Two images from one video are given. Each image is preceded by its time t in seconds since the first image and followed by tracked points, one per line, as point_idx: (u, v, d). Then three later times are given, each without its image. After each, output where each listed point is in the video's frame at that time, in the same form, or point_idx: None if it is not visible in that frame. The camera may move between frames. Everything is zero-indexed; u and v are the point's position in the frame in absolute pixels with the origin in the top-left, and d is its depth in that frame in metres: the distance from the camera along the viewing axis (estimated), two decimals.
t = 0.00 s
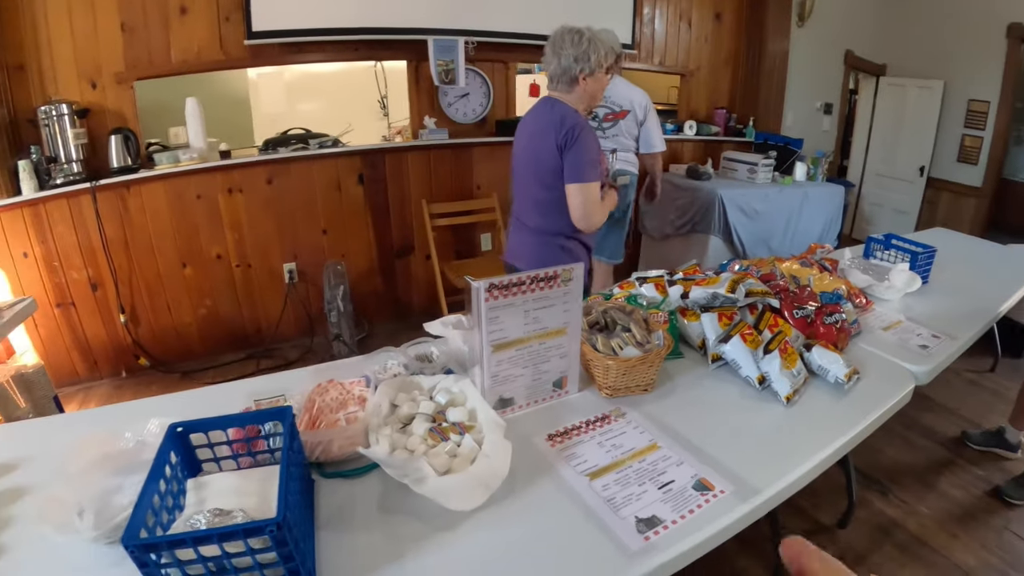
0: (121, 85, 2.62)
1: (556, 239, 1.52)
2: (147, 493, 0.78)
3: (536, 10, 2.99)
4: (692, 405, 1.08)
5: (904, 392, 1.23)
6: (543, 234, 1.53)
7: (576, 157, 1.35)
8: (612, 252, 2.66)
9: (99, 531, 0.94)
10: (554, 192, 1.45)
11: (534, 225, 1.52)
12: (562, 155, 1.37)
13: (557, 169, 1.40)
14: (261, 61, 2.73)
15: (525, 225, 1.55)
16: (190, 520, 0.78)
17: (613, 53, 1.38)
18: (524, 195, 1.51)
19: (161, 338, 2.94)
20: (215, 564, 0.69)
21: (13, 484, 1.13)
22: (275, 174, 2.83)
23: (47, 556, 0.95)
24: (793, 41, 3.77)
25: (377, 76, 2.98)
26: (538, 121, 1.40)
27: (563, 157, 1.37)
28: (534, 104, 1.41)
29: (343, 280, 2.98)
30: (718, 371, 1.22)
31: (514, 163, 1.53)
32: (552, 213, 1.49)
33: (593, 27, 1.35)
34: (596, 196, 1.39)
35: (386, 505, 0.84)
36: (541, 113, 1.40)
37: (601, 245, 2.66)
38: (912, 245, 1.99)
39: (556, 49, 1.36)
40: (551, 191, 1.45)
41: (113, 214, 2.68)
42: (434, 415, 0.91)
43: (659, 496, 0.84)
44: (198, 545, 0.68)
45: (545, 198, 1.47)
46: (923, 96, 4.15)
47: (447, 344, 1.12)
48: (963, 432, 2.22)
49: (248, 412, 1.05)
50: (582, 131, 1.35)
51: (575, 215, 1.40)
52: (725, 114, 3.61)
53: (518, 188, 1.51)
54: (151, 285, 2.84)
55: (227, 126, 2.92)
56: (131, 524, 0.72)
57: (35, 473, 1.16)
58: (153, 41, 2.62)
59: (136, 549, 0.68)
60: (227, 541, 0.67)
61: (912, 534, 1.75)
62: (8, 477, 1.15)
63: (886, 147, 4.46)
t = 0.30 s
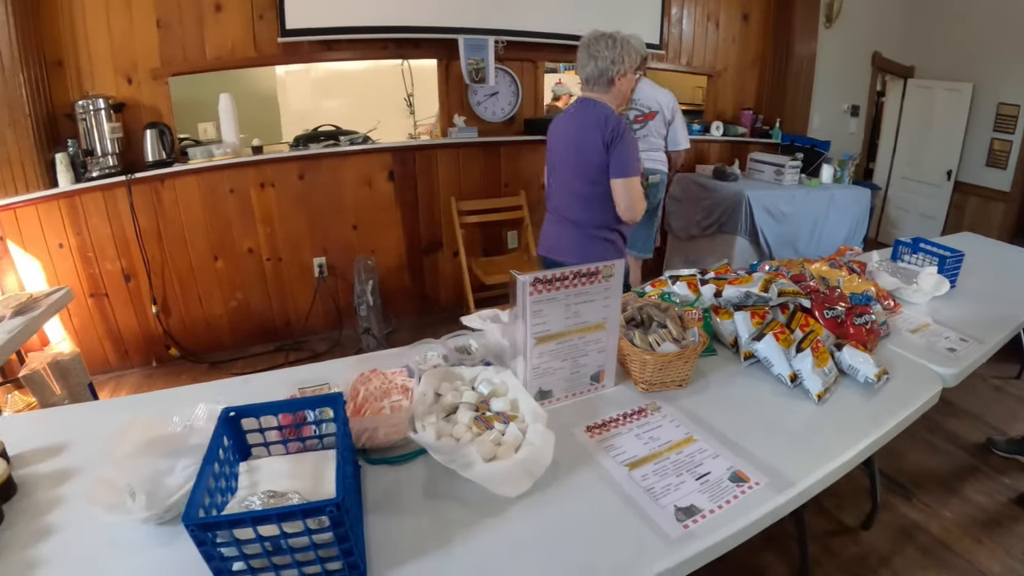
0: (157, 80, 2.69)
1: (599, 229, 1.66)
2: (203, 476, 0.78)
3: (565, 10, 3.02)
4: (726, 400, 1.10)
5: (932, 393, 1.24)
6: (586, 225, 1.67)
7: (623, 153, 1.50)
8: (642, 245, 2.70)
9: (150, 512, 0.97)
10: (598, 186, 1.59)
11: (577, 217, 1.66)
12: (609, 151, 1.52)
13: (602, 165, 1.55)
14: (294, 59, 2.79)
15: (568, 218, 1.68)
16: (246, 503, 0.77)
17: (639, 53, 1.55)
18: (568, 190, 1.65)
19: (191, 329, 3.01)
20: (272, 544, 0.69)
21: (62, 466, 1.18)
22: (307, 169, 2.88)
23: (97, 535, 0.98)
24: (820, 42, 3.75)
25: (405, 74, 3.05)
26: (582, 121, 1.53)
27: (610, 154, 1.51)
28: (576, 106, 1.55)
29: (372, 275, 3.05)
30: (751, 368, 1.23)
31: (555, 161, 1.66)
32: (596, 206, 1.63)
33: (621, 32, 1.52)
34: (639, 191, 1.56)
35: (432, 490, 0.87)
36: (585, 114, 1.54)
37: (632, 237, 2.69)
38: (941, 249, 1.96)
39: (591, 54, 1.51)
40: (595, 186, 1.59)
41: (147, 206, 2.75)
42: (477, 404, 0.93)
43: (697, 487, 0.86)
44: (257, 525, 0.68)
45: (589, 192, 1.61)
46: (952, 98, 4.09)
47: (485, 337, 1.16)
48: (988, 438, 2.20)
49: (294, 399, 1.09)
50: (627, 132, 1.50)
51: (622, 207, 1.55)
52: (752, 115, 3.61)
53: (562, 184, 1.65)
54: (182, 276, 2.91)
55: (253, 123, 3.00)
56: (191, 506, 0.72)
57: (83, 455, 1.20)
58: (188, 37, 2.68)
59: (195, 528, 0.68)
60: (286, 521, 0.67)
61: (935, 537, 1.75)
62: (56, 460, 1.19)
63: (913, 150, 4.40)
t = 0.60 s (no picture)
0: (192, 77, 2.74)
1: (650, 222, 1.87)
2: (253, 465, 0.80)
3: (595, 9, 3.02)
4: (763, 401, 1.10)
5: (971, 396, 1.22)
6: (638, 219, 1.88)
7: (678, 152, 1.72)
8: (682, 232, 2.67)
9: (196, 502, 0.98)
10: (652, 183, 1.80)
11: (631, 212, 1.86)
12: (665, 150, 1.73)
13: (658, 163, 1.75)
14: (325, 56, 2.82)
15: (622, 213, 1.88)
16: (296, 493, 0.79)
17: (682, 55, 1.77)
18: (623, 188, 1.85)
19: (221, 322, 3.07)
20: (322, 534, 0.70)
21: (105, 454, 1.21)
22: (337, 166, 2.92)
23: (141, 522, 1.01)
24: (853, 42, 3.70)
25: (431, 73, 3.06)
26: (639, 124, 1.73)
27: (666, 153, 1.73)
28: (630, 110, 1.75)
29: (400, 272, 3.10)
30: (786, 369, 1.23)
31: (609, 161, 1.86)
32: (648, 201, 1.84)
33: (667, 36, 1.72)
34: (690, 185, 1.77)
35: (474, 484, 0.88)
36: (640, 117, 1.74)
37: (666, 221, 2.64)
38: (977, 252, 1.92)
39: (641, 59, 1.72)
40: (650, 182, 1.79)
41: (181, 200, 2.81)
42: (518, 399, 0.94)
43: (736, 485, 0.86)
44: (309, 515, 0.69)
45: (644, 187, 1.81)
46: (988, 100, 4.00)
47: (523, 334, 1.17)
48: None
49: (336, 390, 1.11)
50: (681, 132, 1.71)
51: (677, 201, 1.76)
52: (781, 115, 3.58)
53: (616, 182, 1.85)
54: (214, 270, 2.97)
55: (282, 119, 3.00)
56: (244, 493, 0.73)
57: (123, 444, 1.24)
58: (223, 35, 2.73)
59: (247, 516, 0.69)
60: (339, 511, 0.68)
61: (968, 545, 1.73)
62: (99, 448, 1.23)
63: (947, 152, 4.32)
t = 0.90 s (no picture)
0: (221, 70, 2.78)
1: (715, 217, 1.95)
2: (290, 457, 0.80)
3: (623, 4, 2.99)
4: (800, 400, 1.07)
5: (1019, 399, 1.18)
6: (705, 214, 1.95)
7: (750, 150, 1.79)
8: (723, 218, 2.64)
9: (231, 492, 0.98)
10: (721, 179, 1.87)
11: (698, 207, 1.93)
12: (738, 148, 1.80)
13: (730, 160, 1.83)
14: (354, 51, 2.84)
15: (688, 209, 1.95)
16: (332, 484, 0.79)
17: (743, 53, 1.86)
18: (691, 185, 1.91)
19: (247, 313, 3.11)
20: (361, 527, 0.70)
21: (138, 441, 1.23)
22: (365, 160, 2.93)
23: (173, 511, 1.02)
24: (888, 37, 3.62)
25: (457, 68, 2.99)
26: (712, 122, 1.80)
27: (739, 150, 1.80)
28: (703, 109, 1.81)
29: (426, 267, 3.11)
30: (823, 368, 1.20)
31: (676, 158, 1.92)
32: (716, 197, 1.91)
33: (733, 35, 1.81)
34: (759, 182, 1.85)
35: (509, 478, 0.88)
36: (713, 115, 1.80)
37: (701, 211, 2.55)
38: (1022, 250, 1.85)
39: (713, 58, 1.79)
40: (720, 179, 1.87)
41: (209, 192, 2.84)
42: (552, 394, 0.94)
43: (774, 484, 0.84)
44: (349, 507, 0.68)
45: (713, 184, 1.88)
46: None
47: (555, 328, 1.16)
48: None
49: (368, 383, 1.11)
50: (753, 131, 1.78)
51: (748, 197, 1.83)
52: (812, 112, 3.52)
53: (685, 179, 1.91)
54: (241, 262, 3.00)
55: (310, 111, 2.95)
56: (282, 484, 0.73)
57: (155, 432, 1.26)
58: (252, 29, 2.76)
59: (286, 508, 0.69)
60: (379, 504, 0.68)
61: (1008, 551, 1.68)
62: (132, 435, 1.25)
63: (985, 150, 4.19)
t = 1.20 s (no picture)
0: (239, 66, 2.80)
1: (764, 218, 1.98)
2: (305, 463, 0.79)
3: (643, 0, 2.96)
4: (825, 410, 1.04)
5: None
6: (754, 214, 1.98)
7: (804, 152, 1.82)
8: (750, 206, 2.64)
9: (244, 497, 0.96)
10: (773, 180, 1.90)
11: (748, 207, 1.97)
12: (792, 149, 1.82)
13: (783, 161, 1.85)
14: (372, 48, 2.83)
15: (738, 209, 1.98)
16: (347, 491, 0.78)
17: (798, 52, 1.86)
18: (742, 185, 1.95)
19: (263, 309, 3.13)
20: (376, 537, 0.69)
21: (153, 440, 1.23)
22: (382, 157, 2.92)
23: (185, 513, 1.01)
24: (917, 35, 3.54)
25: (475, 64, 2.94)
26: (767, 124, 1.82)
27: (793, 153, 1.82)
28: (758, 110, 1.83)
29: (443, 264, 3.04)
30: (848, 377, 1.17)
31: (728, 158, 1.95)
32: (766, 198, 1.94)
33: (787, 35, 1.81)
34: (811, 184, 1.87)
35: (526, 486, 0.86)
36: (768, 117, 1.82)
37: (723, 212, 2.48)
38: None
39: (767, 59, 1.80)
40: (772, 180, 1.90)
41: (226, 188, 2.86)
42: (572, 400, 0.91)
43: (799, 496, 0.81)
44: (365, 517, 0.67)
45: (764, 184, 1.91)
46: None
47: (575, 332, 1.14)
48: None
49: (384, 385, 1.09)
50: (807, 133, 1.81)
51: (800, 199, 1.86)
52: (837, 111, 3.46)
53: (736, 179, 1.94)
54: (258, 258, 3.02)
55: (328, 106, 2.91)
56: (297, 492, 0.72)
57: (170, 431, 1.26)
58: (271, 26, 2.77)
59: (301, 517, 0.68)
60: (395, 515, 0.66)
61: None
62: (147, 434, 1.25)
63: (1017, 151, 4.07)
